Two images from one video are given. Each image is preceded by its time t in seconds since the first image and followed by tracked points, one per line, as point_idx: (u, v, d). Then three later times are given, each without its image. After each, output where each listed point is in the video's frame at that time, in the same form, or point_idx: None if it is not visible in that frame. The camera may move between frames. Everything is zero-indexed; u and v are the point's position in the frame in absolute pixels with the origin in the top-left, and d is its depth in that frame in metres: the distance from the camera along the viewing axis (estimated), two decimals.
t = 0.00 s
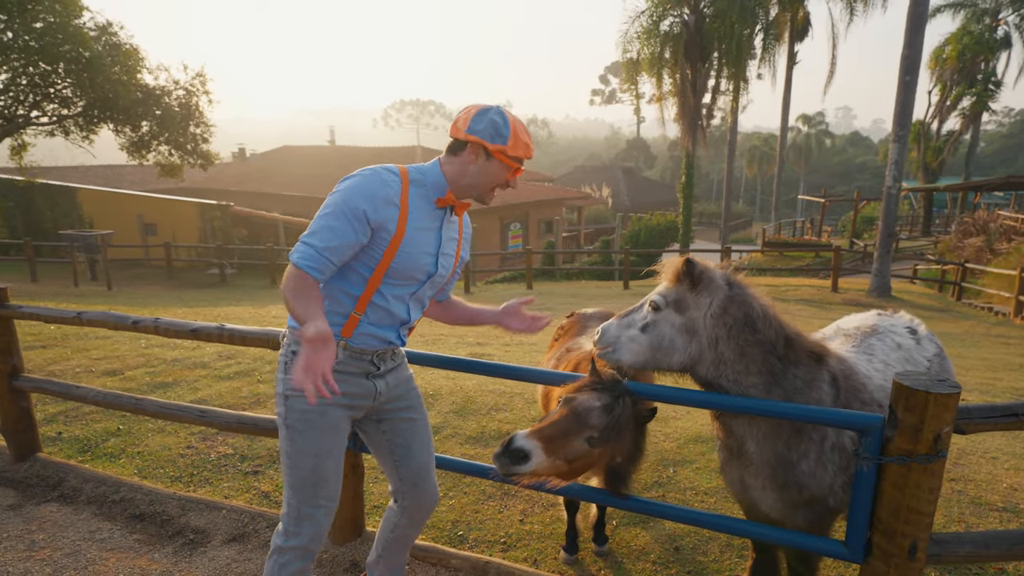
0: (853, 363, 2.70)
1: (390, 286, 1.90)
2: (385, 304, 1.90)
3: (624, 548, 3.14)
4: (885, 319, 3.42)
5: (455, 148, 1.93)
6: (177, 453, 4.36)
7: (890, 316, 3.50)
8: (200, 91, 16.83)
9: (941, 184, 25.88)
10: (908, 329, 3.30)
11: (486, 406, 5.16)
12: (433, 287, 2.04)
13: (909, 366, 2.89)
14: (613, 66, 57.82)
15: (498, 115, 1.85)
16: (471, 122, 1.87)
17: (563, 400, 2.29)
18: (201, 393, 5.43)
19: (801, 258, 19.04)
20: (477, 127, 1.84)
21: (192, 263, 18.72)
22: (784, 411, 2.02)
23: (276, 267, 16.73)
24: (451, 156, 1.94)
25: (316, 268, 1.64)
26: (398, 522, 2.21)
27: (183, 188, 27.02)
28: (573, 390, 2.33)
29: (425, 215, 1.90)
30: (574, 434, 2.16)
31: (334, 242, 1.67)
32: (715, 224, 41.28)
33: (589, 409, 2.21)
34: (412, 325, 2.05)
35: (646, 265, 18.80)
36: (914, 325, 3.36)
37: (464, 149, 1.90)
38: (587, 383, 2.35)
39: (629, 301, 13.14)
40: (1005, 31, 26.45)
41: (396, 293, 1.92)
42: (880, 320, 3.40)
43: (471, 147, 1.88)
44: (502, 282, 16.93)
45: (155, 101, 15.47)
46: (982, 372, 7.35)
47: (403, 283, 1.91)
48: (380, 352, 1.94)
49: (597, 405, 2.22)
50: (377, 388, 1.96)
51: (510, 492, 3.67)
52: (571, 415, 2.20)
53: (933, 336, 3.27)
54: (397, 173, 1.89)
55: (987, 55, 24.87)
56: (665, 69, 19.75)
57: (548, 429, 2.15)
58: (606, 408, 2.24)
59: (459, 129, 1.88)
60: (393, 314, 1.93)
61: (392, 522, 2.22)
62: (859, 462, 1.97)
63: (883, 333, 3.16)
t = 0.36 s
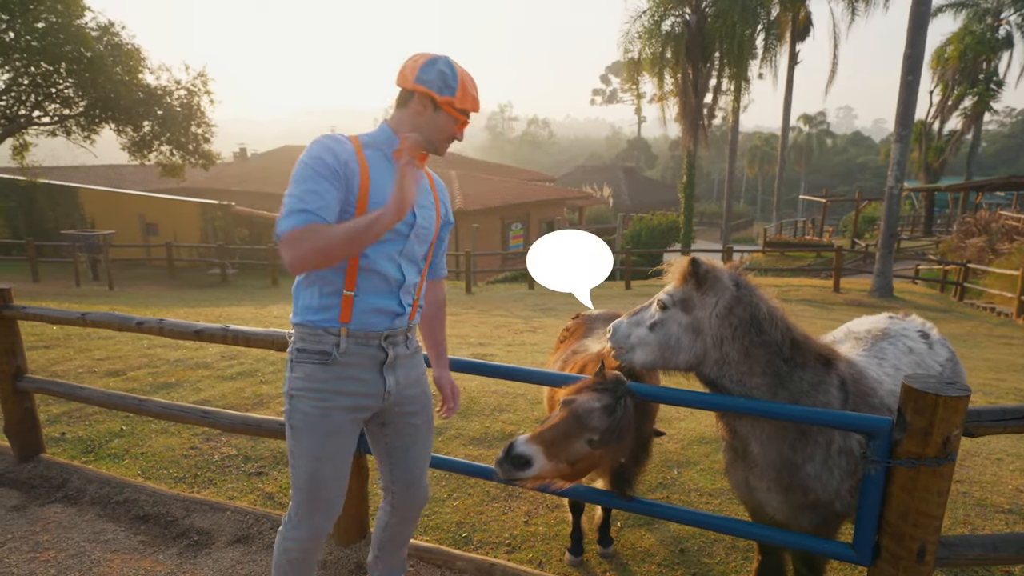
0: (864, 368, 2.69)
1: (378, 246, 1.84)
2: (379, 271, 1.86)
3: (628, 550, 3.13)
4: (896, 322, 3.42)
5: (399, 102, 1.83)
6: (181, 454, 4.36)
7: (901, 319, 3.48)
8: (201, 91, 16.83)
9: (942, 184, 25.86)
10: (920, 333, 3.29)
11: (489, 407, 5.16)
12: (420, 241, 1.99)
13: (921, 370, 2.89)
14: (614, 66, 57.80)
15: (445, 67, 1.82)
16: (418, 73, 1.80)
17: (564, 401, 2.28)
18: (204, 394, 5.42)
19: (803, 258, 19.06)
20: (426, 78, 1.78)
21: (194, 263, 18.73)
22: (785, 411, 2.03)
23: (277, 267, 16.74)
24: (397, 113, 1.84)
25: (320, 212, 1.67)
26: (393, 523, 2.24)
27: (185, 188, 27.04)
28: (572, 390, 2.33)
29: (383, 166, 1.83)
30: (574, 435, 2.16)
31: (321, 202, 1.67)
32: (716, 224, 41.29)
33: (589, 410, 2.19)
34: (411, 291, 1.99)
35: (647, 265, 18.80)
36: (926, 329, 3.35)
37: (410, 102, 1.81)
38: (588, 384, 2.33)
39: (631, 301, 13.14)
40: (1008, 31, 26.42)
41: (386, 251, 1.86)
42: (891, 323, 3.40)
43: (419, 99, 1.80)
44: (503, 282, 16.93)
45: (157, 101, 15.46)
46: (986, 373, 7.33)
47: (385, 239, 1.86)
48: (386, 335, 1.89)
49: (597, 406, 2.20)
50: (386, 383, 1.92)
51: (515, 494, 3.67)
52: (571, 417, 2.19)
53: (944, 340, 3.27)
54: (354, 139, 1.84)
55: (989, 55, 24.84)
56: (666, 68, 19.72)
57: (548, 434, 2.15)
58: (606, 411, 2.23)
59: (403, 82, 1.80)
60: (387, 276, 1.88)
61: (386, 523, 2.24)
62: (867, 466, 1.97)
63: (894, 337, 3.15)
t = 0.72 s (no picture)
0: (880, 373, 2.70)
1: (366, 252, 1.84)
2: (364, 278, 1.85)
3: (638, 553, 3.14)
4: (911, 327, 3.42)
5: (423, 125, 1.92)
6: (189, 456, 4.37)
7: (917, 324, 3.49)
8: (204, 92, 16.84)
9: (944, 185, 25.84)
10: (936, 338, 3.30)
11: (495, 409, 5.17)
12: (416, 255, 1.97)
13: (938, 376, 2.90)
14: (614, 66, 57.80)
15: (468, 92, 1.88)
16: (441, 97, 1.87)
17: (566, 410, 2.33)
18: (210, 396, 5.43)
19: (804, 259, 19.07)
20: (448, 103, 1.85)
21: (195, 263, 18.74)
22: (790, 415, 2.05)
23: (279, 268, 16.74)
24: (422, 133, 1.92)
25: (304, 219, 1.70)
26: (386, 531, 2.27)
27: (187, 189, 27.07)
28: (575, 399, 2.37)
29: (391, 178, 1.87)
30: (571, 444, 2.19)
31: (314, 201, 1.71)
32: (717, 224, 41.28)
33: (586, 419, 2.22)
34: (400, 300, 1.94)
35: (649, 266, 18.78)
36: (941, 333, 3.36)
37: (434, 127, 1.89)
38: (591, 391, 2.36)
39: (634, 302, 13.13)
40: (1009, 31, 26.41)
41: (374, 258, 1.85)
42: (906, 328, 3.41)
43: (443, 123, 1.88)
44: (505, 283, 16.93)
45: (159, 101, 15.46)
46: (990, 374, 7.34)
47: (376, 247, 1.85)
48: (369, 343, 1.87)
49: (594, 413, 2.24)
50: (366, 393, 1.91)
51: (523, 497, 3.68)
52: (568, 425, 2.22)
53: (960, 346, 3.28)
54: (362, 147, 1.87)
55: (991, 55, 24.84)
56: (668, 69, 19.74)
57: (546, 444, 2.18)
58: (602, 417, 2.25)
59: (427, 105, 1.88)
60: (374, 281, 1.86)
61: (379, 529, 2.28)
62: (881, 471, 1.98)
63: (911, 342, 3.16)
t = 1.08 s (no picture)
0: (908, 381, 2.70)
1: (368, 264, 1.82)
2: (364, 290, 1.83)
3: (652, 556, 3.16)
4: (930, 332, 3.43)
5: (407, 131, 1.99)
6: (201, 458, 4.39)
7: (935, 328, 3.50)
8: (208, 93, 16.89)
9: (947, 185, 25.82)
10: (955, 343, 3.31)
11: (504, 411, 5.19)
12: (417, 267, 1.91)
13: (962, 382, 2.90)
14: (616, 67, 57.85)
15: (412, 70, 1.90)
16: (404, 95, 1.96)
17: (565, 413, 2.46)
18: (221, 397, 5.46)
19: (807, 259, 19.08)
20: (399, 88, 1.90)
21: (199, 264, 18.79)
22: (808, 422, 2.10)
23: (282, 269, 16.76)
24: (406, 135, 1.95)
25: (295, 257, 1.71)
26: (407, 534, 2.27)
27: (191, 189, 27.14)
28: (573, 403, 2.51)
29: (388, 185, 1.82)
30: (561, 443, 2.29)
31: (302, 227, 1.72)
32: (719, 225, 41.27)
33: (575, 418, 2.36)
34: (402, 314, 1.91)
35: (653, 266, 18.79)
36: (961, 338, 3.37)
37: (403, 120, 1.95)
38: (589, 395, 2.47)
39: (638, 304, 13.14)
40: (1013, 32, 26.39)
41: (372, 273, 1.83)
42: (926, 333, 3.41)
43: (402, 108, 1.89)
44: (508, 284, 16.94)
45: (164, 103, 15.50)
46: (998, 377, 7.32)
47: (375, 261, 1.83)
48: (370, 354, 1.87)
49: (584, 412, 2.37)
50: (370, 403, 1.91)
51: (535, 500, 3.69)
52: (559, 425, 2.35)
53: (979, 351, 3.29)
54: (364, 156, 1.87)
55: (994, 56, 24.83)
56: (671, 70, 19.77)
57: (536, 437, 2.31)
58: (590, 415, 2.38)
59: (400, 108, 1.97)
60: (374, 296, 1.84)
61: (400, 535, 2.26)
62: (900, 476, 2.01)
63: (932, 347, 3.17)
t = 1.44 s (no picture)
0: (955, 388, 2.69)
1: (362, 233, 1.84)
2: (359, 261, 1.83)
3: (678, 562, 3.16)
4: (972, 341, 3.40)
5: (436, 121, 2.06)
6: (224, 460, 4.43)
7: (975, 337, 3.48)
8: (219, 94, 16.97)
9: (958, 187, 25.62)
10: (999, 352, 3.27)
11: (523, 415, 5.20)
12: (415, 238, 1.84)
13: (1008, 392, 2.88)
14: (624, 68, 57.72)
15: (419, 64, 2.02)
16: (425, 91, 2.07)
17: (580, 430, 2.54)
18: (241, 400, 5.50)
19: (817, 261, 19.01)
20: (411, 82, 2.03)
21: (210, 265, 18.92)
22: (836, 428, 2.09)
23: (293, 269, 16.83)
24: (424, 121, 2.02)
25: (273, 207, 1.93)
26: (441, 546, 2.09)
27: (201, 189, 27.30)
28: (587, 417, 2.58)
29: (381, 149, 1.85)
30: (583, 465, 2.37)
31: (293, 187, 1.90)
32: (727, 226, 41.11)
33: (591, 437, 2.42)
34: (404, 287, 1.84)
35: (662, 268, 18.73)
36: (1003, 348, 3.34)
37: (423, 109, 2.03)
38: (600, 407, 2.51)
39: (648, 306, 13.13)
40: None
41: (367, 243, 1.83)
42: (967, 342, 3.39)
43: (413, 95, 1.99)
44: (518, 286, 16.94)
45: (177, 104, 15.58)
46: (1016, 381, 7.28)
47: (369, 233, 1.83)
48: (365, 330, 1.82)
49: (597, 429, 2.44)
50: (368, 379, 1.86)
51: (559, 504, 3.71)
52: (578, 446, 2.42)
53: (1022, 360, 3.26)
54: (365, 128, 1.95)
55: (1007, 57, 24.61)
56: (680, 71, 19.71)
57: (558, 466, 2.37)
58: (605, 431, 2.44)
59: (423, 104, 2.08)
60: (366, 269, 1.83)
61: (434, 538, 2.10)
62: (940, 487, 1.99)
63: (977, 357, 3.14)
